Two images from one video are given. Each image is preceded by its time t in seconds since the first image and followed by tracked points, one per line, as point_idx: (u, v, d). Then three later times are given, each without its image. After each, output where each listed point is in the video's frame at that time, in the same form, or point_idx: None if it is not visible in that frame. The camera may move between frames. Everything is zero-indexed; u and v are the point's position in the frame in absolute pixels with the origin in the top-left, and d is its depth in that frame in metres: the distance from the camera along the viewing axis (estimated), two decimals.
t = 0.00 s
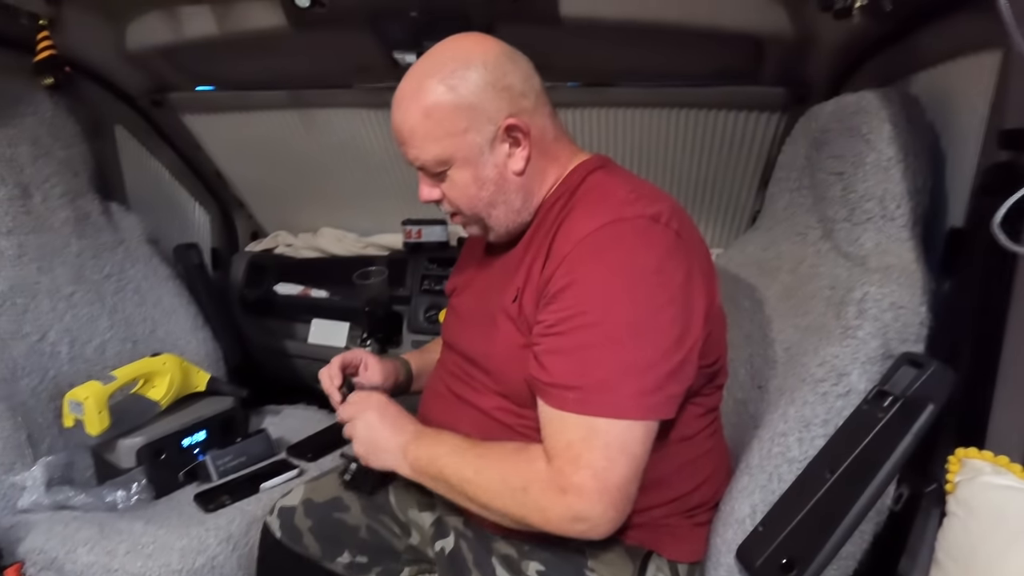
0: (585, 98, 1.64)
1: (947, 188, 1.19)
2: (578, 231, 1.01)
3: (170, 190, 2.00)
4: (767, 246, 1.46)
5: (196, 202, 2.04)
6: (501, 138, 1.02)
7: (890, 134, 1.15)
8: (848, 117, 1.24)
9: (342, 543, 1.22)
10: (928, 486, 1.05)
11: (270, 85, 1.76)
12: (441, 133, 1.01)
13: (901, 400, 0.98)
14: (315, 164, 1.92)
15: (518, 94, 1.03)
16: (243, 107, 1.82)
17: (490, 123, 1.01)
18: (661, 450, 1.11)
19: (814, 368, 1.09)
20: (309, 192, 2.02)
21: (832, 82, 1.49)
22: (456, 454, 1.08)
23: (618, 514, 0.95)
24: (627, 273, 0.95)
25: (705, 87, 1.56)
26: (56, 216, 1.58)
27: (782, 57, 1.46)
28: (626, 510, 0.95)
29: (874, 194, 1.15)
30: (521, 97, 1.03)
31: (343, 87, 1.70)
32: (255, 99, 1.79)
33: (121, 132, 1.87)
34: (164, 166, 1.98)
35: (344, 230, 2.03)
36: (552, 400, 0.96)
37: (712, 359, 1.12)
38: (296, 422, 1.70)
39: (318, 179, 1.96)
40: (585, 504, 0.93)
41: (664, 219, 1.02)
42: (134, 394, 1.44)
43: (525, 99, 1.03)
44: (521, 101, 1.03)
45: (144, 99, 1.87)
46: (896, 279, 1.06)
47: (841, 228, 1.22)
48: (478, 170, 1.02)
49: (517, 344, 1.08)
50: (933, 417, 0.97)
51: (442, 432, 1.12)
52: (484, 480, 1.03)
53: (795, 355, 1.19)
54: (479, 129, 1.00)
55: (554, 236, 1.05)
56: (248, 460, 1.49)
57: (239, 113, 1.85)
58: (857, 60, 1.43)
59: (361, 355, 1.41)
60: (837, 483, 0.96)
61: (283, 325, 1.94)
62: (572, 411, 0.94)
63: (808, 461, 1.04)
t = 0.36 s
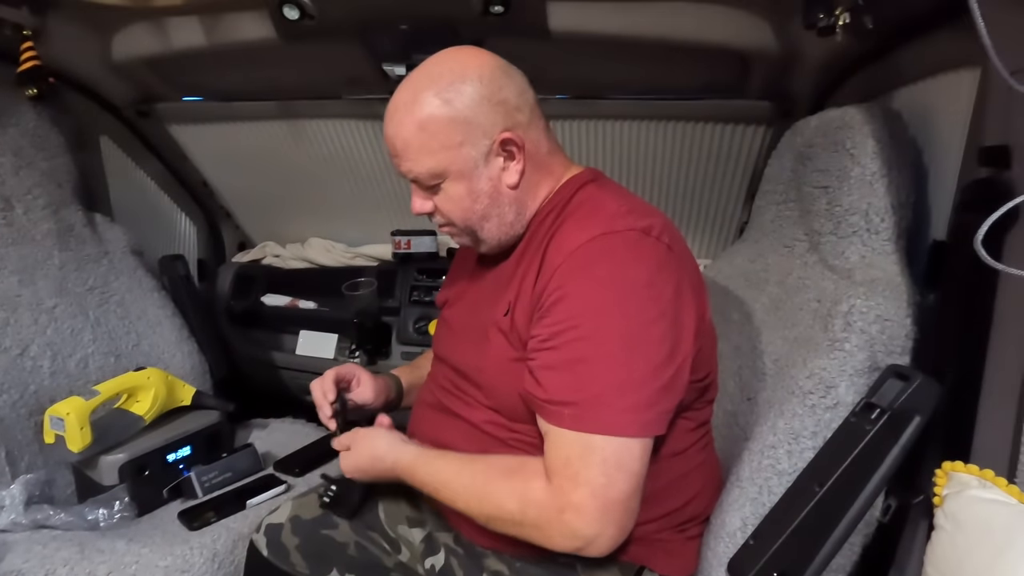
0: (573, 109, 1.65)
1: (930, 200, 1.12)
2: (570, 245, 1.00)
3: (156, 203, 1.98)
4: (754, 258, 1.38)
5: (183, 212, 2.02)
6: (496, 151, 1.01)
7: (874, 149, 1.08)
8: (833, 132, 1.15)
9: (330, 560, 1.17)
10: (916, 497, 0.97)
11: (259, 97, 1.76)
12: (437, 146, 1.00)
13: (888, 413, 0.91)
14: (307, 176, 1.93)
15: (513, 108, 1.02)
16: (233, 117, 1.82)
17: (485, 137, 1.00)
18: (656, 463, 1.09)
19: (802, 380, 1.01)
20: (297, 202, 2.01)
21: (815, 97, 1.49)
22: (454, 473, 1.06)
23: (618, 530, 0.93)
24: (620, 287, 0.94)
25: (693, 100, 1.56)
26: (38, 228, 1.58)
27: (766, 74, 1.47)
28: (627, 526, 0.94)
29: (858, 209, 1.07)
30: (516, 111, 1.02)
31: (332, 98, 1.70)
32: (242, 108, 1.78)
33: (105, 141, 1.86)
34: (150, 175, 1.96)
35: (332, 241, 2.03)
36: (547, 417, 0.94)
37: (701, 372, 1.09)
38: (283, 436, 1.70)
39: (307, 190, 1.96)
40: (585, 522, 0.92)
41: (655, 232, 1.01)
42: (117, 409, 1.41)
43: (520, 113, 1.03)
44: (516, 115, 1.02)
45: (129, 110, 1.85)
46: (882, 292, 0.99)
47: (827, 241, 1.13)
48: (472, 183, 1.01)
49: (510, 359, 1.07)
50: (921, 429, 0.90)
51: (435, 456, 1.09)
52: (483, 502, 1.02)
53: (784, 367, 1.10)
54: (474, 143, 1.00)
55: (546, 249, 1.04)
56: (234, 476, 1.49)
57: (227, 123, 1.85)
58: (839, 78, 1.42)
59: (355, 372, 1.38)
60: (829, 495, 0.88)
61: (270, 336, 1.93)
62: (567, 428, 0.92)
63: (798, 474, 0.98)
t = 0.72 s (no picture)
0: (571, 111, 1.64)
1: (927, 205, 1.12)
2: (571, 246, 0.99)
3: (151, 203, 1.98)
4: (752, 260, 1.36)
5: (177, 212, 2.01)
6: (487, 150, 1.00)
7: (872, 152, 1.07)
8: (830, 134, 1.14)
9: (326, 566, 1.16)
10: (916, 500, 0.95)
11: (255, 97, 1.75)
12: (427, 142, 1.00)
13: (889, 416, 0.90)
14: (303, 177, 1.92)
15: (507, 108, 1.01)
16: (229, 118, 1.81)
17: (476, 135, 1.00)
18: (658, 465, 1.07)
19: (803, 383, 1.01)
20: (293, 203, 2.00)
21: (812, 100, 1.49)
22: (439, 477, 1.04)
23: (603, 536, 0.93)
24: (623, 290, 0.93)
25: (689, 102, 1.56)
26: (31, 229, 1.57)
27: (763, 76, 1.46)
28: (612, 531, 0.94)
29: (857, 211, 1.06)
30: (510, 110, 1.01)
31: (328, 99, 1.69)
32: (238, 109, 1.77)
33: (99, 141, 1.85)
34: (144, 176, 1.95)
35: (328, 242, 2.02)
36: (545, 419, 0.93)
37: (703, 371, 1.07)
38: (279, 439, 1.68)
39: (303, 191, 1.95)
40: (573, 525, 0.91)
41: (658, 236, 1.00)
42: (111, 411, 1.40)
43: (513, 113, 1.01)
44: (509, 115, 1.01)
45: (124, 110, 1.84)
46: (882, 294, 0.98)
47: (825, 244, 1.13)
48: (461, 181, 1.01)
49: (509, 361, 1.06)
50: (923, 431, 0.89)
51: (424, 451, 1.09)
52: (469, 502, 1.01)
53: (784, 369, 1.10)
54: (463, 140, 0.99)
55: (547, 252, 1.03)
56: (229, 479, 1.47)
57: (223, 124, 1.84)
58: (836, 81, 1.41)
59: (352, 374, 1.38)
60: (829, 498, 0.88)
61: (265, 338, 1.91)
62: (565, 431, 0.92)
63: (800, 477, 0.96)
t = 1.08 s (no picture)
0: (576, 109, 1.62)
1: (941, 202, 1.10)
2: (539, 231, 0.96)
3: (156, 204, 1.98)
4: (761, 259, 1.34)
5: (183, 213, 2.01)
6: (460, 148, 0.99)
7: (886, 148, 1.06)
8: (841, 131, 1.12)
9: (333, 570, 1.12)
10: (933, 504, 0.94)
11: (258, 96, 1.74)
12: (404, 139, 1.01)
13: (906, 418, 0.89)
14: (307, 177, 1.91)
15: (482, 107, 1.00)
16: (233, 117, 1.79)
17: (447, 132, 0.99)
18: (657, 461, 1.04)
19: (815, 383, 1.00)
20: (296, 203, 1.99)
21: (821, 98, 1.47)
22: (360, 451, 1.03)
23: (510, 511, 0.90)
24: (571, 271, 0.89)
25: (697, 100, 1.55)
26: (36, 229, 1.56)
27: (772, 73, 1.44)
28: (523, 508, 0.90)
29: (870, 208, 1.05)
30: (484, 110, 1.00)
31: (333, 98, 1.68)
32: (243, 107, 1.75)
33: (103, 141, 1.84)
34: (148, 176, 1.94)
35: (331, 241, 2.01)
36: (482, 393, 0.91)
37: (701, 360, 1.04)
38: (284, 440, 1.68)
39: (307, 191, 1.94)
40: (478, 496, 0.89)
41: (632, 226, 0.95)
42: (117, 413, 1.39)
43: (488, 112, 1.00)
44: (482, 114, 0.99)
45: (128, 110, 1.83)
46: (895, 293, 0.98)
47: (837, 242, 1.11)
48: (436, 178, 1.00)
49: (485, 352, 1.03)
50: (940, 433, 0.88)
51: (339, 433, 1.07)
52: (386, 479, 0.99)
53: (796, 370, 1.09)
54: (436, 138, 0.99)
55: (518, 241, 1.00)
56: (234, 481, 1.46)
57: (228, 123, 1.82)
58: (847, 78, 1.39)
59: (353, 372, 1.36)
60: (846, 500, 0.86)
61: (270, 338, 1.90)
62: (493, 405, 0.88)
63: (814, 479, 0.95)
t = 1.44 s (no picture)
0: (582, 113, 1.62)
1: (955, 208, 1.09)
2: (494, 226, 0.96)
3: (159, 205, 1.96)
4: (773, 264, 1.33)
5: (189, 217, 2.01)
6: (433, 158, 0.99)
7: (900, 152, 1.05)
8: (853, 134, 1.12)
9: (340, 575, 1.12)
10: (946, 513, 0.93)
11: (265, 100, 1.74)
12: (382, 151, 1.02)
13: (918, 427, 0.88)
14: (312, 180, 1.91)
15: (453, 117, 0.99)
16: (239, 121, 1.79)
17: (420, 143, 0.99)
18: (636, 467, 1.00)
19: (825, 392, 0.99)
20: (302, 206, 1.99)
21: (830, 102, 1.46)
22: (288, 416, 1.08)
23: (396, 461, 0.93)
24: (500, 259, 0.89)
25: (704, 104, 1.54)
26: (43, 232, 1.56)
27: (781, 77, 1.44)
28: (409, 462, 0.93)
29: (883, 213, 1.04)
30: (456, 120, 0.99)
31: (339, 101, 1.68)
32: (251, 111, 1.76)
33: (110, 144, 1.83)
34: (156, 179, 1.93)
35: (337, 244, 2.01)
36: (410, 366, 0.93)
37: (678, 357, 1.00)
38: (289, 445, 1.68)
39: (313, 194, 1.94)
40: (363, 446, 0.93)
41: (585, 228, 0.93)
42: (122, 417, 1.41)
43: (459, 122, 0.99)
44: (453, 125, 0.98)
45: (135, 113, 1.83)
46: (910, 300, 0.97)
47: (851, 248, 1.11)
48: (412, 189, 1.01)
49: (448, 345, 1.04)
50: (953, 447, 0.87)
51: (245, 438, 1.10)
52: (283, 459, 1.02)
53: (806, 377, 1.08)
54: (409, 150, 0.99)
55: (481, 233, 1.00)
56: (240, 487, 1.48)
57: (234, 126, 1.83)
58: (858, 81, 1.38)
59: (354, 382, 1.36)
60: (856, 510, 0.86)
61: (275, 342, 1.89)
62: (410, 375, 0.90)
63: (823, 489, 0.94)
